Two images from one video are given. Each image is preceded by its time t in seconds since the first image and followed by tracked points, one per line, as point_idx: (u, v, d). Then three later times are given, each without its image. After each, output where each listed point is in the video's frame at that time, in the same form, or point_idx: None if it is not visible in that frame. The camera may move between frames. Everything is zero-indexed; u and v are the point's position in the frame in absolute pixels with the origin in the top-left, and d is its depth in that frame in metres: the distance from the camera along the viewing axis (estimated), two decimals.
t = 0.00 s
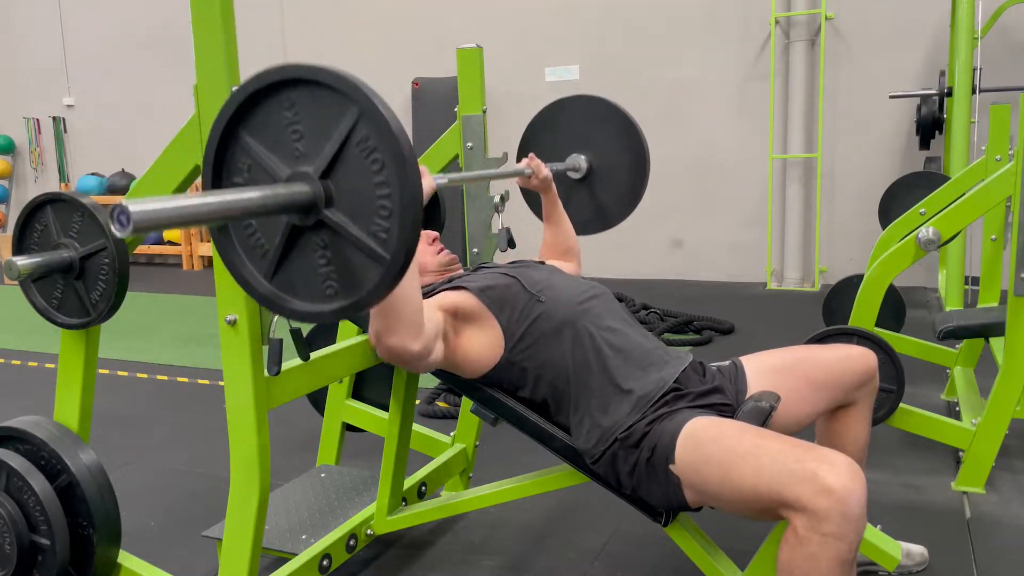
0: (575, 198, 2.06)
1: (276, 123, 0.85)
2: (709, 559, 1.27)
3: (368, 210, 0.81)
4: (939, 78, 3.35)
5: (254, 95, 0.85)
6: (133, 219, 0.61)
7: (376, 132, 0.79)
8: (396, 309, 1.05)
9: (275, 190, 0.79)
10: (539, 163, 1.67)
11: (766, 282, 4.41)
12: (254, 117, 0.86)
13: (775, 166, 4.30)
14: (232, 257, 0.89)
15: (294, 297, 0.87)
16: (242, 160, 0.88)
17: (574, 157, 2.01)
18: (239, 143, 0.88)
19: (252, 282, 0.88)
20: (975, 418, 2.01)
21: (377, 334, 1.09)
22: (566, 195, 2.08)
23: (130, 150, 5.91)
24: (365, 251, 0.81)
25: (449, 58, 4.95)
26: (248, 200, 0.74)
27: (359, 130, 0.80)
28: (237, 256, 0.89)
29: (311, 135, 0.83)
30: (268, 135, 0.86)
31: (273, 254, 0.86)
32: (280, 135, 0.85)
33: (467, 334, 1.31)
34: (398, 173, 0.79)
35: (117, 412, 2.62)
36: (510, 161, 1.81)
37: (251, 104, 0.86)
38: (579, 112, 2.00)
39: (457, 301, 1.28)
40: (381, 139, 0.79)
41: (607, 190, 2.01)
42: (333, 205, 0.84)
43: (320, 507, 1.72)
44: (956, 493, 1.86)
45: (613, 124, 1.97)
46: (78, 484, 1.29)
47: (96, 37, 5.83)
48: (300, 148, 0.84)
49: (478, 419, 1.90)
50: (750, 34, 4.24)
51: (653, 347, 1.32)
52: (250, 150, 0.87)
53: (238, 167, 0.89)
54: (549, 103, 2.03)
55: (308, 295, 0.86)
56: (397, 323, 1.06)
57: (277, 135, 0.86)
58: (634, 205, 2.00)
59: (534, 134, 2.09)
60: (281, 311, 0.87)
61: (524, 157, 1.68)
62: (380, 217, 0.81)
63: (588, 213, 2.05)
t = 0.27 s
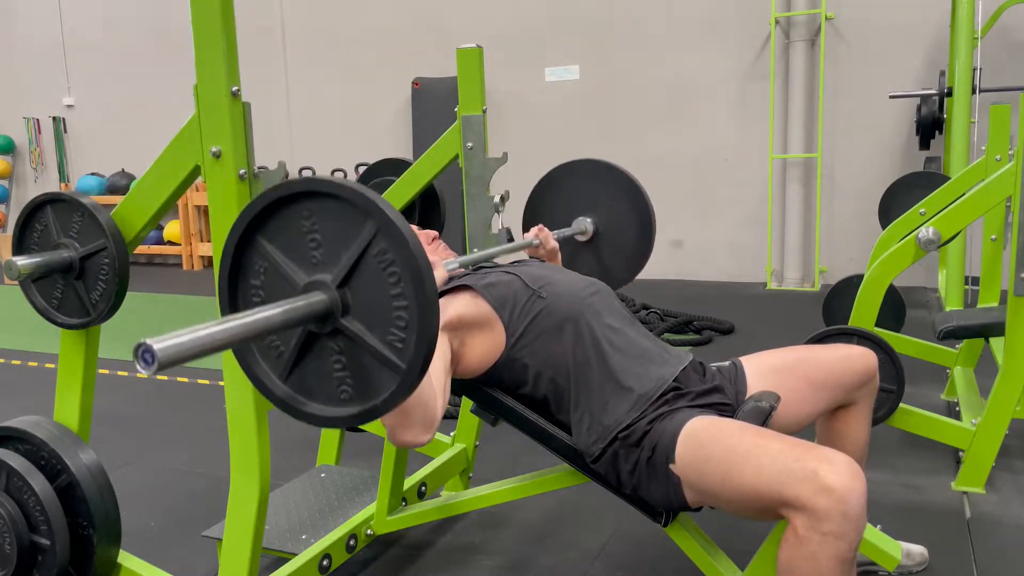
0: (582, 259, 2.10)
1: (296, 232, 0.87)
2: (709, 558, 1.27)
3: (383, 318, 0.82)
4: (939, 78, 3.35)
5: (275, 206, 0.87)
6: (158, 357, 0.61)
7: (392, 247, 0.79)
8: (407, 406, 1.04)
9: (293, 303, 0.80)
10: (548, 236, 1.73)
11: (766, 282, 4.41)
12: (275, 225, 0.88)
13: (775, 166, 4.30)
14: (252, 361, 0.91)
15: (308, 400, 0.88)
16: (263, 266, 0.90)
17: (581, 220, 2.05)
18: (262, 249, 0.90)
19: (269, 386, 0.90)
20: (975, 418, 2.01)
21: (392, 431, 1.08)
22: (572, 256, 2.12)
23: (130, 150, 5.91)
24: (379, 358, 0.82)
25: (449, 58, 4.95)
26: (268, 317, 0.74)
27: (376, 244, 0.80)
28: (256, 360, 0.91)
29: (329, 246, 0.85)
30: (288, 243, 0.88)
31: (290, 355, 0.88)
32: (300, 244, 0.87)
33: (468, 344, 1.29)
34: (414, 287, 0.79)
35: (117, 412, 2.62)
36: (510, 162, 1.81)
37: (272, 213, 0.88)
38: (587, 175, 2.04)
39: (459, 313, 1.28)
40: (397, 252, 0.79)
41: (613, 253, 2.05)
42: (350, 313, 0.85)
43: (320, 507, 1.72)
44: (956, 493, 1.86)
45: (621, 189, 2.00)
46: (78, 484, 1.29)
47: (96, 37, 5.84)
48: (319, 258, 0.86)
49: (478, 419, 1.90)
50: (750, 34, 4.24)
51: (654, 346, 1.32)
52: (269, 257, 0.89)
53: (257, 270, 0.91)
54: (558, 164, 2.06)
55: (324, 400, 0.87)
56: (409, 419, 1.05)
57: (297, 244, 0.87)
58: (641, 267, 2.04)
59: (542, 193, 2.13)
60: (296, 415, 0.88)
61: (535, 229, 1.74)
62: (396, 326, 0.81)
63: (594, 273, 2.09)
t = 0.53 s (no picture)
0: (582, 250, 2.12)
1: (288, 210, 0.85)
2: (709, 558, 1.27)
3: (374, 298, 0.80)
4: (939, 78, 3.35)
5: (267, 183, 0.85)
6: (143, 329, 0.61)
7: (384, 225, 0.77)
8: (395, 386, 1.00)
9: (282, 281, 0.78)
10: (548, 224, 1.72)
11: (766, 282, 4.40)
12: (267, 203, 0.87)
13: (775, 166, 4.30)
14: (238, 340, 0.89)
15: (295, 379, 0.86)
16: (255, 245, 0.89)
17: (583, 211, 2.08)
18: (254, 228, 0.88)
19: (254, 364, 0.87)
20: (975, 418, 2.01)
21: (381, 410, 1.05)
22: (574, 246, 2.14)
23: (131, 150, 5.91)
24: (370, 338, 0.80)
25: (449, 58, 4.95)
26: (254, 293, 0.73)
27: (368, 224, 0.79)
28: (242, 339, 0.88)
29: (321, 225, 0.83)
30: (280, 222, 0.86)
31: (278, 336, 0.86)
32: (293, 223, 0.85)
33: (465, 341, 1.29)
34: (405, 267, 0.77)
35: (117, 412, 2.62)
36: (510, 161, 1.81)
37: (264, 192, 0.86)
38: (589, 167, 2.07)
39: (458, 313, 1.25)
40: (389, 231, 0.77)
41: (614, 243, 2.08)
42: (341, 293, 0.83)
43: (320, 507, 1.72)
44: (956, 493, 1.86)
45: (624, 179, 2.03)
46: (78, 484, 1.29)
47: (96, 37, 5.84)
48: (311, 237, 0.84)
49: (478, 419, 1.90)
50: (750, 34, 4.24)
51: (653, 346, 1.32)
52: (261, 235, 0.88)
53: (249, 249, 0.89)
54: (562, 156, 2.08)
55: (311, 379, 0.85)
56: (398, 400, 1.02)
57: (289, 222, 0.86)
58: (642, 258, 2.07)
59: (543, 182, 2.15)
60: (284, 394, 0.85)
61: (533, 217, 1.73)
62: (387, 306, 0.79)
63: (595, 264, 2.12)
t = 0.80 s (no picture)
0: (578, 184, 2.06)
1: (256, 82, 0.88)
2: (710, 559, 1.27)
3: (341, 169, 0.83)
4: (939, 78, 3.35)
5: (235, 54, 0.87)
6: (92, 163, 0.63)
7: (351, 93, 0.80)
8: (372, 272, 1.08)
9: (250, 148, 0.81)
10: (537, 143, 1.73)
11: (766, 282, 4.40)
12: (235, 76, 0.89)
13: (775, 166, 4.30)
14: (210, 217, 0.92)
15: (266, 256, 0.90)
16: (224, 120, 0.90)
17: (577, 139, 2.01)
18: (223, 102, 0.90)
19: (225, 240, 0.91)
20: (975, 418, 2.01)
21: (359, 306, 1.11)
22: (569, 180, 2.08)
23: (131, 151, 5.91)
24: (336, 210, 0.83)
25: (449, 58, 4.95)
26: (220, 153, 0.75)
27: (336, 91, 0.81)
28: (214, 216, 0.92)
29: (288, 95, 0.85)
30: (248, 94, 0.89)
31: (249, 212, 0.89)
32: (261, 95, 0.88)
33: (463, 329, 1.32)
34: (372, 135, 0.81)
35: (117, 412, 2.62)
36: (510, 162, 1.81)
37: (231, 62, 0.88)
38: (583, 95, 1.99)
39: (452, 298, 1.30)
40: (356, 100, 0.80)
41: (610, 176, 2.01)
42: (308, 165, 0.86)
43: (320, 507, 1.72)
44: (956, 493, 1.86)
45: (617, 109, 1.96)
46: (78, 484, 1.29)
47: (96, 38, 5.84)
48: (278, 109, 0.86)
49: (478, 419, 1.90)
50: (751, 34, 4.24)
51: (652, 346, 1.33)
52: (229, 109, 0.89)
53: (218, 125, 0.91)
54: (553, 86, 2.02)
55: (281, 253, 0.89)
56: (375, 289, 1.09)
57: (256, 94, 0.88)
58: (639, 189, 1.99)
59: (538, 115, 2.09)
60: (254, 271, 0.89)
61: (523, 137, 1.74)
62: (354, 178, 0.83)
63: (591, 199, 2.06)
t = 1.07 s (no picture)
0: (573, 116, 2.04)
1: None
2: (710, 559, 1.27)
3: (312, 51, 0.94)
4: (939, 78, 3.35)
5: None
6: (56, 14, 0.72)
7: None
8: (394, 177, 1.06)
9: (227, 27, 0.92)
10: (530, 67, 1.73)
11: (766, 281, 4.40)
12: None
13: (775, 166, 4.30)
14: (195, 106, 1.04)
15: (246, 142, 1.01)
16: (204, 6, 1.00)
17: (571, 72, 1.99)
18: None
19: (208, 128, 1.03)
20: (975, 418, 2.01)
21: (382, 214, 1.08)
22: (565, 116, 2.05)
23: (131, 151, 5.91)
24: (309, 89, 0.94)
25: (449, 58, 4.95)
26: (197, 25, 0.86)
27: None
28: (200, 104, 1.04)
29: None
30: None
31: (229, 98, 1.01)
32: None
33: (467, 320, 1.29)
34: (341, 15, 0.90)
35: (117, 412, 2.62)
36: (510, 161, 1.81)
37: None
38: (580, 26, 1.97)
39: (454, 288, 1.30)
40: None
41: (606, 109, 1.98)
42: (282, 48, 0.96)
43: (320, 507, 1.72)
44: (956, 493, 1.86)
45: (614, 40, 1.93)
46: (78, 484, 1.29)
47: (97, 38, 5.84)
48: None
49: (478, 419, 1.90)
50: (751, 34, 4.24)
51: (652, 347, 1.33)
52: None
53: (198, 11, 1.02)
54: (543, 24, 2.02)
55: (258, 136, 1.00)
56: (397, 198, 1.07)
57: None
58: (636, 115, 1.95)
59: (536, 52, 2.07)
60: (234, 156, 1.01)
61: (516, 61, 1.74)
62: (325, 59, 0.93)
63: (587, 133, 2.02)
